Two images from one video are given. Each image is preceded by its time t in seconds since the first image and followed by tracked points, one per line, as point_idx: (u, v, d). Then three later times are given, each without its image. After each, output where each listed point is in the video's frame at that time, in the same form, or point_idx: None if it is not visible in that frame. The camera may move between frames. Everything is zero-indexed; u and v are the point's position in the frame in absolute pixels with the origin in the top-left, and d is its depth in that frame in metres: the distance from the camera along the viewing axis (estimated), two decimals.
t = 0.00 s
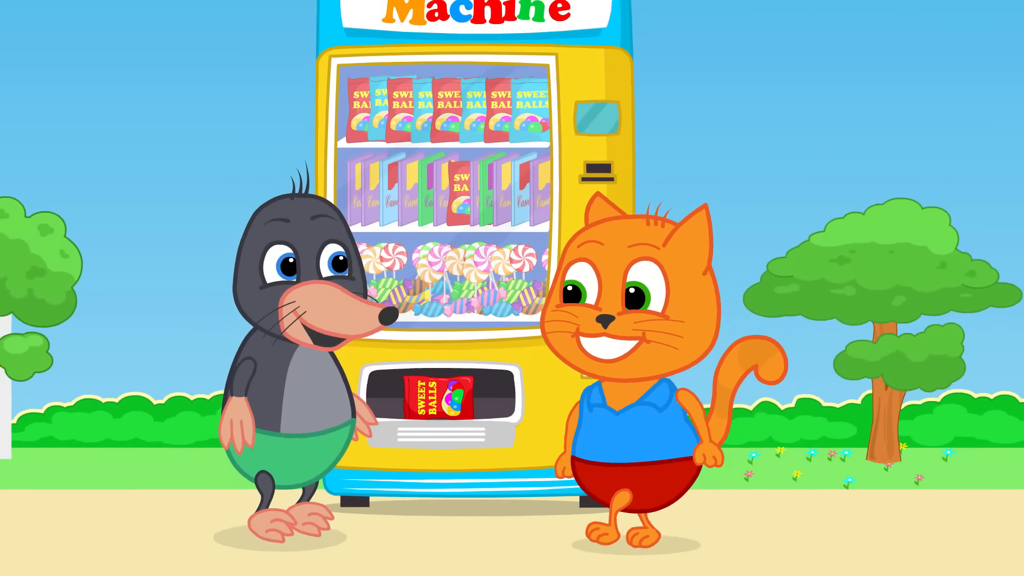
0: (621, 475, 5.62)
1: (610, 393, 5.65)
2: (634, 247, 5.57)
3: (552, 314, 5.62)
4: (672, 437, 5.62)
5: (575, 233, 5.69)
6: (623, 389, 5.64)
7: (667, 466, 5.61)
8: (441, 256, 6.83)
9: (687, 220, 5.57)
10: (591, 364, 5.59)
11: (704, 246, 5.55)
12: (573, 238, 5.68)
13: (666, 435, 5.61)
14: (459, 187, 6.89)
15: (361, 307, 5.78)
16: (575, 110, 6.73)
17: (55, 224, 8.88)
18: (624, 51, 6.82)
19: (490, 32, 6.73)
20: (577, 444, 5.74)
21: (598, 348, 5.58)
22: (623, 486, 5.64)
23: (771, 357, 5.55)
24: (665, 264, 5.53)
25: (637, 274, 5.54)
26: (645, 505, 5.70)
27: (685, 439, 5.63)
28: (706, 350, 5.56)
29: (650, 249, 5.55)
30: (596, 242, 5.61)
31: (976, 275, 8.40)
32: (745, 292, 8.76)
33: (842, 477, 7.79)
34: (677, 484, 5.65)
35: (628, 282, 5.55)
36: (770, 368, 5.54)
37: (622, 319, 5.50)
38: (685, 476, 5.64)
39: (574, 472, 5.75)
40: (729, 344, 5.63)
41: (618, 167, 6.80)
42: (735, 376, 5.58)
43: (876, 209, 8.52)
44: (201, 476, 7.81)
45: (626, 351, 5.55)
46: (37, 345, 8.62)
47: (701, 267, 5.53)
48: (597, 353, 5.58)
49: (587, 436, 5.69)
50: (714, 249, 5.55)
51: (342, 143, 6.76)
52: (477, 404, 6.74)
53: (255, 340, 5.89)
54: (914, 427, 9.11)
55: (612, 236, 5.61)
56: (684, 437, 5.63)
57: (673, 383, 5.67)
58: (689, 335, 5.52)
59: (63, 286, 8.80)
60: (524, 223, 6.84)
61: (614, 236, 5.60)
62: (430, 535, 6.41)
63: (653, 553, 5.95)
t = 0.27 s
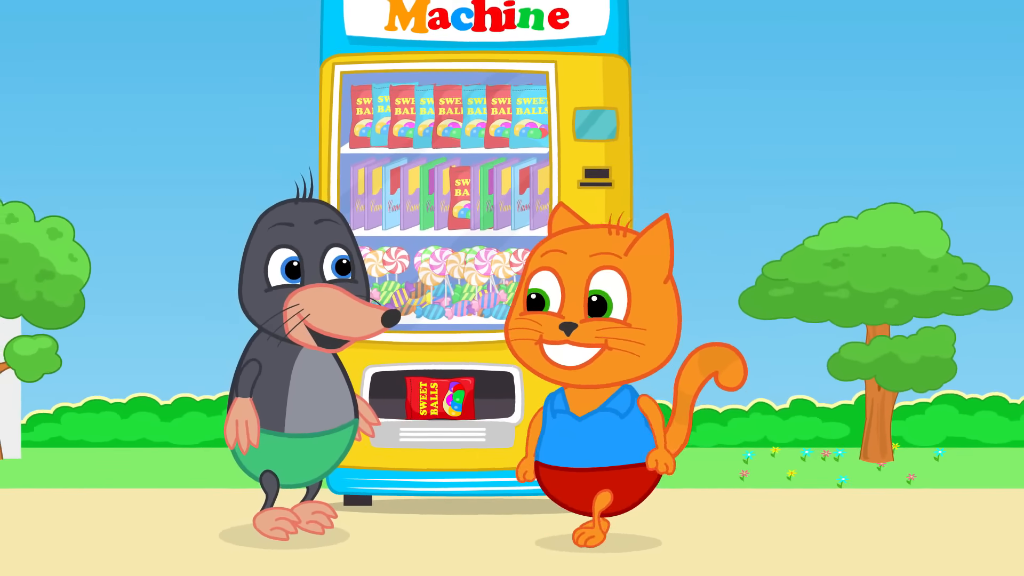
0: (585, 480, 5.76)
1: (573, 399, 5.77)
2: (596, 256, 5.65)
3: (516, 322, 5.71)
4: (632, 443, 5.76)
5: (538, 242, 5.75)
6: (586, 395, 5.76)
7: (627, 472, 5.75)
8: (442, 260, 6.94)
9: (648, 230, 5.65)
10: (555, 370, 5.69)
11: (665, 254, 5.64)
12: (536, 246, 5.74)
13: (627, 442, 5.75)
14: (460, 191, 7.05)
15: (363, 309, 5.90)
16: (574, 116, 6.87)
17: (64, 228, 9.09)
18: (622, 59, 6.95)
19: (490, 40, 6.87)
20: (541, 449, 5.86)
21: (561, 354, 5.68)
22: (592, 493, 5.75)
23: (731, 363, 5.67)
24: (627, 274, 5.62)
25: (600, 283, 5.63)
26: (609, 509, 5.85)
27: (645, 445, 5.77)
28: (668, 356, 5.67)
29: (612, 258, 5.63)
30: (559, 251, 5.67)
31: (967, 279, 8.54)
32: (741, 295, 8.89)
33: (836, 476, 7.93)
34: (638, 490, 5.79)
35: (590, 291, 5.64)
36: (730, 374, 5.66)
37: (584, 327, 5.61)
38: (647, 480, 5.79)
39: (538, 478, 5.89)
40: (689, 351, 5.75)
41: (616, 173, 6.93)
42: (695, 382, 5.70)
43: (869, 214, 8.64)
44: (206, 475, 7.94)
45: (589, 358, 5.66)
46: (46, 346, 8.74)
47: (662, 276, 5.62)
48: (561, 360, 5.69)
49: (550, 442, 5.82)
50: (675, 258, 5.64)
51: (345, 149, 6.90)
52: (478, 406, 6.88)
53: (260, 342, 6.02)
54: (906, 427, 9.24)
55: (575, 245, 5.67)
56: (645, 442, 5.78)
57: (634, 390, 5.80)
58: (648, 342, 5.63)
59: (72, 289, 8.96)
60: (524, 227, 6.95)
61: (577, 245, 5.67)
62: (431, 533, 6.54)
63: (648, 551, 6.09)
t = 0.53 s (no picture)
0: (551, 472, 5.86)
1: (537, 393, 5.89)
2: (559, 252, 5.79)
3: (482, 317, 5.82)
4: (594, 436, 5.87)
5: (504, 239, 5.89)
6: (550, 389, 5.87)
7: (591, 464, 5.86)
8: (444, 263, 7.08)
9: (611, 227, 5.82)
10: (521, 364, 5.81)
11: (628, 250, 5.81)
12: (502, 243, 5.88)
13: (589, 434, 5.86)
14: (461, 196, 7.13)
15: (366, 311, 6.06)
16: (573, 122, 7.00)
17: (72, 231, 9.21)
18: (620, 66, 7.08)
19: (491, 48, 7.01)
20: (506, 442, 5.97)
21: (527, 349, 5.80)
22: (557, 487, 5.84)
23: (692, 358, 5.90)
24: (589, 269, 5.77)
25: (564, 278, 5.77)
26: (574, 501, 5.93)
27: (607, 438, 5.89)
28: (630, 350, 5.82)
29: (575, 254, 5.78)
30: (523, 247, 5.81)
31: (958, 281, 8.70)
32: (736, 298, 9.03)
33: (830, 475, 8.07)
34: (601, 481, 5.90)
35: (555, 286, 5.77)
36: (691, 368, 5.88)
37: (549, 322, 5.74)
38: (609, 473, 5.90)
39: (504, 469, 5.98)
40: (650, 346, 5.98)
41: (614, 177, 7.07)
42: (657, 376, 5.94)
43: (862, 218, 8.78)
44: (212, 474, 8.08)
45: (554, 352, 5.78)
46: (55, 348, 8.87)
47: (624, 271, 5.79)
48: (527, 354, 5.81)
49: (515, 433, 5.93)
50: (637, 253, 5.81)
51: (349, 155, 7.03)
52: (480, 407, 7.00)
53: (266, 344, 6.15)
54: (899, 427, 9.37)
55: (539, 241, 5.82)
56: (607, 435, 5.90)
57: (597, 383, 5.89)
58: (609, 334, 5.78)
59: (80, 291, 9.09)
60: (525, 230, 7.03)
61: (540, 241, 5.81)
62: (431, 531, 6.68)
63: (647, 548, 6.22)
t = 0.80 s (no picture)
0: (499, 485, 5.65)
1: (485, 408, 5.67)
2: (507, 268, 5.55)
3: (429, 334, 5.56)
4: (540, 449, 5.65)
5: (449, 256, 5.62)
6: (497, 404, 5.65)
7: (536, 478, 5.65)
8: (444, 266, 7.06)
9: (558, 243, 5.60)
10: (470, 380, 5.57)
11: (574, 265, 5.61)
12: (448, 259, 5.62)
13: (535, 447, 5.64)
14: (461, 200, 7.17)
15: (390, 338, 5.51)
16: (572, 126, 7.10)
17: (78, 234, 9.34)
18: (619, 71, 7.19)
19: (490, 53, 7.11)
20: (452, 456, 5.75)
21: (474, 364, 5.56)
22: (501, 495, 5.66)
23: (637, 372, 5.73)
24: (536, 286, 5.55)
25: (511, 294, 5.53)
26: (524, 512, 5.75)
27: (553, 451, 5.67)
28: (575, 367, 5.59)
29: (522, 270, 5.55)
30: (470, 263, 5.56)
31: (952, 283, 8.81)
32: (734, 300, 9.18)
33: (825, 475, 8.16)
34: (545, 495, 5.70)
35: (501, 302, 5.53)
36: (637, 383, 5.70)
37: (496, 338, 5.50)
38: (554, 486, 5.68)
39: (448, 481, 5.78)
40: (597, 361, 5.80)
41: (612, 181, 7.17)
42: (604, 391, 5.75)
43: (858, 220, 8.87)
44: (216, 473, 8.18)
45: (501, 367, 5.54)
46: (60, 349, 8.98)
47: (570, 287, 5.58)
48: (475, 370, 5.57)
49: (462, 448, 5.70)
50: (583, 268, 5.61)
51: (351, 159, 7.13)
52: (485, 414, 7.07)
53: (282, 368, 5.60)
54: (894, 427, 9.47)
55: (486, 257, 5.57)
56: (552, 448, 5.68)
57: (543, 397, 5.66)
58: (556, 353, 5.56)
59: (86, 293, 9.21)
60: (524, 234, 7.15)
61: (488, 257, 5.56)
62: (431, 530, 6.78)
63: (644, 548, 6.33)
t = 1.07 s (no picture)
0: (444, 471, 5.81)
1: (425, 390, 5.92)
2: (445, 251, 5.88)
3: (371, 317, 6.04)
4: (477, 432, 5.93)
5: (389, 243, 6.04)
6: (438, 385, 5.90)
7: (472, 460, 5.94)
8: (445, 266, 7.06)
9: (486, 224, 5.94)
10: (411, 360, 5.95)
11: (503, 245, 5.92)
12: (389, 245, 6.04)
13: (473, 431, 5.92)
14: (461, 200, 7.14)
15: (514, 311, 5.67)
16: (572, 126, 7.11)
17: (78, 234, 9.32)
18: (619, 71, 7.21)
19: (490, 53, 7.11)
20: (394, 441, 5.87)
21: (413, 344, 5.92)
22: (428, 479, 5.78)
23: (578, 355, 5.98)
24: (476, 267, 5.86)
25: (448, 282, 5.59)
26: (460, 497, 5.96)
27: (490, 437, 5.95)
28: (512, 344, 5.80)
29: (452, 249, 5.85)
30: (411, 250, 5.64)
31: (952, 283, 8.81)
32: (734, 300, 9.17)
33: (824, 475, 8.16)
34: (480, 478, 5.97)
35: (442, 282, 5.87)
36: (577, 365, 5.96)
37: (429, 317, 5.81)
38: (492, 470, 5.99)
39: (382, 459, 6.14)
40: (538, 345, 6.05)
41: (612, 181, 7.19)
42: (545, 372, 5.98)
43: (858, 220, 8.86)
44: (216, 474, 8.18)
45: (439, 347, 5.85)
46: (60, 349, 8.98)
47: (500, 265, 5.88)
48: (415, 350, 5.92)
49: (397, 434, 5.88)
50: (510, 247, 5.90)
51: (351, 159, 7.13)
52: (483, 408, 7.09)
53: (412, 346, 5.88)
54: (893, 427, 9.47)
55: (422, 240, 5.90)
56: (489, 431, 5.95)
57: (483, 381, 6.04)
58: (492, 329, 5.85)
59: (86, 293, 9.21)
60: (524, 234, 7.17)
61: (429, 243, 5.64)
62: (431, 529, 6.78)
63: (644, 548, 6.32)
